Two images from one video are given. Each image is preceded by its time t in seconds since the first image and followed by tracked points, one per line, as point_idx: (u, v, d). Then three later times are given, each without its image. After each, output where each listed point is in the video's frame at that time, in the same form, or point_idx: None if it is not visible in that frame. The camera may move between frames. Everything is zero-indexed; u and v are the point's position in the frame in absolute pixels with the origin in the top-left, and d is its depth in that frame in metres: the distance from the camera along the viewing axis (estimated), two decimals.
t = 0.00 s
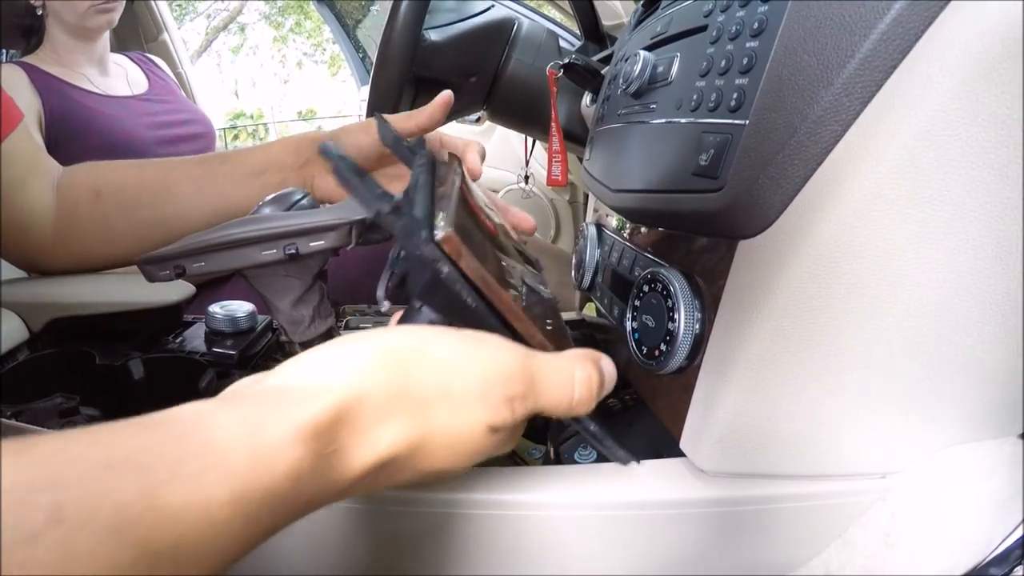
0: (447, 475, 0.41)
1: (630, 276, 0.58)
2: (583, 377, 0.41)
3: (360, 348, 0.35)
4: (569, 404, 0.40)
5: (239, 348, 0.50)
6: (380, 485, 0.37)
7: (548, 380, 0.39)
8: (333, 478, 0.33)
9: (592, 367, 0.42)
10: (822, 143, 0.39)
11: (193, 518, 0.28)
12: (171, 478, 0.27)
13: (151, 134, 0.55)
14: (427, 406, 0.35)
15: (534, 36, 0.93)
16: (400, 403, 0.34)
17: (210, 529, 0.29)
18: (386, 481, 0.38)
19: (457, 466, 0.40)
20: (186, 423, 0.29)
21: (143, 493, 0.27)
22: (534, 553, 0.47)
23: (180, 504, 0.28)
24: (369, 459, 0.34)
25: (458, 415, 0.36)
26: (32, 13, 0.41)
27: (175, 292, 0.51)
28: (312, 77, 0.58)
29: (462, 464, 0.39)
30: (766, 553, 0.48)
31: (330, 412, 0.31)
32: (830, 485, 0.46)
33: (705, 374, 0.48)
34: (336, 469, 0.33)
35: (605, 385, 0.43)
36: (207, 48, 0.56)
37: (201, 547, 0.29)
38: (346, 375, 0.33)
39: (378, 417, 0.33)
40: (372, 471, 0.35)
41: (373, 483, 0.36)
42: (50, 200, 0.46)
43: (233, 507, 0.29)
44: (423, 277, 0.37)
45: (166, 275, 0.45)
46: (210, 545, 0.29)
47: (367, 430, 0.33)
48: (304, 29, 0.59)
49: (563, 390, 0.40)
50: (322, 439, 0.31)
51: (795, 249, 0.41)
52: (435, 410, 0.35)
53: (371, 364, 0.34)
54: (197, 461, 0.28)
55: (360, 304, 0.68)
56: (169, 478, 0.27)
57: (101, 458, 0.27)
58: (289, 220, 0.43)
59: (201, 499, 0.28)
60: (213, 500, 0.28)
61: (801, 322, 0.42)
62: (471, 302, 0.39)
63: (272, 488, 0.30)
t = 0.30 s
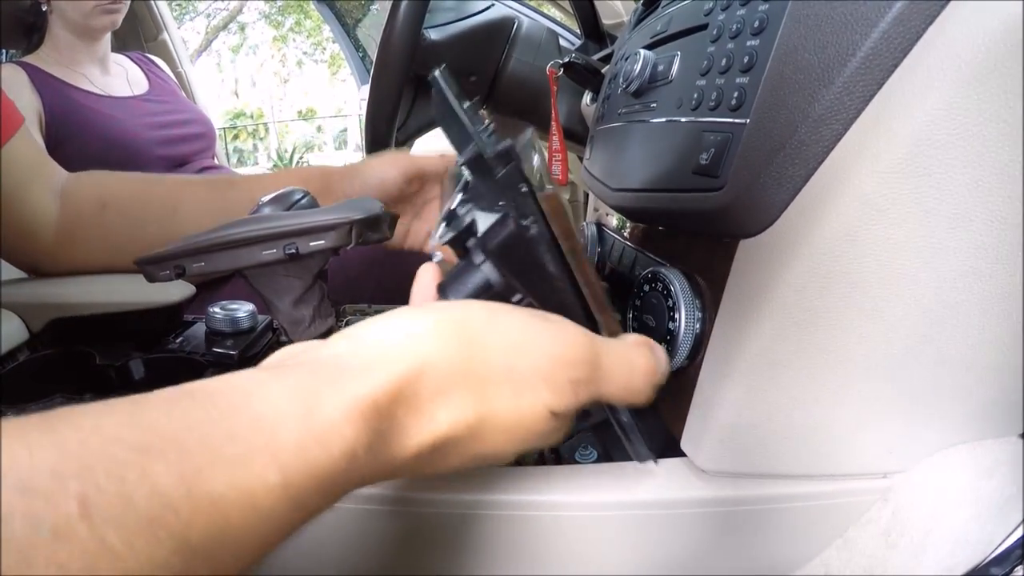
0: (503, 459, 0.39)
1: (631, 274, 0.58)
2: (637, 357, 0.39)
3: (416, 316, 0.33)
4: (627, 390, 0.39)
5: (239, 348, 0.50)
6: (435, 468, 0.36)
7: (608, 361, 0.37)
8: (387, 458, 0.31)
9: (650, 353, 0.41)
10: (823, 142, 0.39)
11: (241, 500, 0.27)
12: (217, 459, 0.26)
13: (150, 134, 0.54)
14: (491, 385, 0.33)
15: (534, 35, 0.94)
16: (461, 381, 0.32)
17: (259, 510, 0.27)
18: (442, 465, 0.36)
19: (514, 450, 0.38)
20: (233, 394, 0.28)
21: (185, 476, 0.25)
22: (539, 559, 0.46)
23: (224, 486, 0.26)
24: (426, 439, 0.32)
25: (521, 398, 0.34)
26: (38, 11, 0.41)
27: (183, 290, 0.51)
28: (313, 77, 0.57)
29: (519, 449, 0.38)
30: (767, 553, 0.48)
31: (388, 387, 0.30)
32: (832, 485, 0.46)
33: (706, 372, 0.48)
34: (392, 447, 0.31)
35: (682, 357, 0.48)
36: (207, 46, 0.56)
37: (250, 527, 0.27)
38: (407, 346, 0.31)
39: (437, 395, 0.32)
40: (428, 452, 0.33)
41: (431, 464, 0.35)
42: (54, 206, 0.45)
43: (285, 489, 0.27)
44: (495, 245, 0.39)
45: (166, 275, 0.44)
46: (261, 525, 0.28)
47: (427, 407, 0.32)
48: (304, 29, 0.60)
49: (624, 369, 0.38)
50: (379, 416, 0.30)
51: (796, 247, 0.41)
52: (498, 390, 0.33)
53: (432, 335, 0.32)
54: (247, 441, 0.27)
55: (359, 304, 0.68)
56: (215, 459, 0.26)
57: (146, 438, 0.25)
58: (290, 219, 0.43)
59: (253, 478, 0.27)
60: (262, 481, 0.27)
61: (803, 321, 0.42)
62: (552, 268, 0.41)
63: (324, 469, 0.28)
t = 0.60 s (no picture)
0: (544, 464, 0.37)
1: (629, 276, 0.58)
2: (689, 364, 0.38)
3: (478, 316, 0.31)
4: (677, 397, 0.38)
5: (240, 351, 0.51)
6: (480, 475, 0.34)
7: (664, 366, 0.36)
8: (445, 470, 0.29)
9: (697, 355, 0.40)
10: (817, 139, 0.39)
11: (303, 518, 0.24)
12: (281, 475, 0.24)
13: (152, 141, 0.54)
14: (555, 390, 0.31)
15: (530, 39, 0.94)
16: (527, 387, 0.30)
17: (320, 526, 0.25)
18: (487, 472, 0.34)
19: (561, 455, 0.36)
20: (294, 400, 0.25)
21: (244, 492, 0.23)
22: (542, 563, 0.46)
23: (287, 504, 0.24)
24: (485, 448, 0.30)
25: (582, 403, 0.32)
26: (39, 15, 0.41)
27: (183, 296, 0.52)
28: (312, 83, 0.59)
29: (567, 454, 0.36)
30: (768, 551, 0.48)
31: (456, 393, 0.28)
32: (832, 481, 0.46)
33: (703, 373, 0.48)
34: (453, 457, 0.29)
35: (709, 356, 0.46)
36: (207, 53, 0.56)
37: (309, 547, 0.25)
38: (471, 347, 0.29)
39: (500, 401, 0.30)
40: (483, 460, 0.31)
41: (481, 471, 0.33)
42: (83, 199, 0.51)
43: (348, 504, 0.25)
44: (556, 240, 0.36)
45: (166, 278, 0.45)
46: (319, 544, 0.25)
47: (489, 415, 0.30)
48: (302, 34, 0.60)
49: (681, 375, 0.37)
50: (443, 424, 0.28)
51: (792, 244, 0.41)
52: (562, 395, 0.32)
53: (499, 335, 0.30)
54: (312, 454, 0.24)
55: (359, 308, 0.68)
56: (281, 474, 0.24)
57: (202, 451, 0.23)
58: (289, 222, 0.44)
59: (320, 492, 0.24)
60: (328, 497, 0.25)
61: (799, 320, 0.42)
62: (616, 274, 0.38)
63: (391, 483, 0.26)
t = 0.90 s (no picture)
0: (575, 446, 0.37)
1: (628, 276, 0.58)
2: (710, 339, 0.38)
3: (500, 292, 0.31)
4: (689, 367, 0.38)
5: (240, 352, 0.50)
6: (511, 458, 0.33)
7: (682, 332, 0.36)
8: (479, 445, 0.29)
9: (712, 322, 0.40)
10: (815, 139, 0.39)
11: (336, 490, 0.24)
12: (313, 446, 0.24)
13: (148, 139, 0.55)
14: (584, 359, 0.31)
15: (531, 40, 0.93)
16: (555, 355, 0.30)
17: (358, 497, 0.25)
18: (517, 455, 0.33)
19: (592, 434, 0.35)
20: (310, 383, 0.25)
21: (274, 465, 0.23)
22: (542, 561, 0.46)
23: (317, 478, 0.24)
24: (519, 423, 0.30)
25: (611, 371, 0.32)
26: (41, 14, 0.41)
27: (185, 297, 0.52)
28: (312, 84, 0.59)
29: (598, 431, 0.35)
30: (768, 551, 0.48)
31: (485, 363, 0.28)
32: (832, 481, 0.46)
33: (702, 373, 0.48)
34: (486, 430, 0.29)
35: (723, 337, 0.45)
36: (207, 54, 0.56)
37: (346, 519, 0.25)
38: (494, 321, 0.29)
39: (529, 372, 0.30)
40: (515, 437, 0.31)
41: (513, 451, 0.32)
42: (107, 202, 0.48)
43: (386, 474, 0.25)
44: (554, 223, 0.36)
45: (166, 278, 0.45)
46: (356, 516, 0.25)
47: (519, 388, 0.30)
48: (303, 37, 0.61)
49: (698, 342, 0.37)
50: (473, 396, 0.27)
51: (790, 244, 0.41)
52: (590, 362, 0.31)
53: (521, 305, 0.30)
54: (345, 424, 0.24)
55: (358, 309, 0.68)
56: (312, 446, 0.24)
57: (227, 427, 0.22)
58: (290, 222, 0.44)
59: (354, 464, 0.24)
60: (362, 469, 0.25)
61: (799, 321, 0.42)
62: (616, 250, 0.38)
63: (426, 454, 0.26)
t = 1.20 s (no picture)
0: (567, 434, 0.39)
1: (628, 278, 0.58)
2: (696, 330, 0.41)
3: (501, 284, 0.34)
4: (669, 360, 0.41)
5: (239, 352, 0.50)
6: (507, 445, 0.36)
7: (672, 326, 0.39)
8: (483, 426, 0.31)
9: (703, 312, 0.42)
10: (816, 139, 0.39)
11: (358, 459, 0.25)
12: (335, 420, 0.25)
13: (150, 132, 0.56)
14: (580, 342, 0.34)
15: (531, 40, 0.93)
16: (555, 337, 0.33)
17: (375, 470, 0.26)
18: (513, 441, 0.36)
19: (583, 420, 0.38)
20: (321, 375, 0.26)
21: (302, 437, 0.24)
22: (542, 562, 0.45)
23: (340, 448, 0.25)
24: (522, 403, 0.33)
25: (602, 354, 0.35)
26: (42, 14, 0.45)
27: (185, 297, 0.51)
28: (312, 84, 0.59)
29: (588, 416, 0.38)
30: (769, 552, 0.48)
31: (491, 346, 0.30)
32: (833, 482, 0.46)
33: (702, 372, 0.48)
34: (490, 409, 0.31)
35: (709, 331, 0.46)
36: (206, 54, 0.56)
37: (365, 491, 0.26)
38: (498, 307, 0.32)
39: (531, 356, 0.32)
40: (514, 419, 0.33)
41: (511, 436, 0.35)
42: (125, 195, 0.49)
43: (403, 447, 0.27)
44: (558, 219, 0.39)
45: (165, 278, 0.45)
46: (374, 489, 0.26)
47: (523, 370, 0.32)
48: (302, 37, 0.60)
49: (689, 330, 0.40)
50: (482, 376, 0.30)
51: (791, 243, 0.41)
52: (584, 345, 0.34)
53: (523, 294, 0.33)
54: (365, 402, 0.26)
55: (359, 310, 0.68)
56: (334, 420, 0.25)
57: (257, 403, 0.24)
58: (290, 222, 0.44)
59: (372, 438, 0.26)
60: (379, 441, 0.26)
61: (799, 321, 0.42)
62: (613, 238, 0.40)
63: (436, 430, 0.28)
